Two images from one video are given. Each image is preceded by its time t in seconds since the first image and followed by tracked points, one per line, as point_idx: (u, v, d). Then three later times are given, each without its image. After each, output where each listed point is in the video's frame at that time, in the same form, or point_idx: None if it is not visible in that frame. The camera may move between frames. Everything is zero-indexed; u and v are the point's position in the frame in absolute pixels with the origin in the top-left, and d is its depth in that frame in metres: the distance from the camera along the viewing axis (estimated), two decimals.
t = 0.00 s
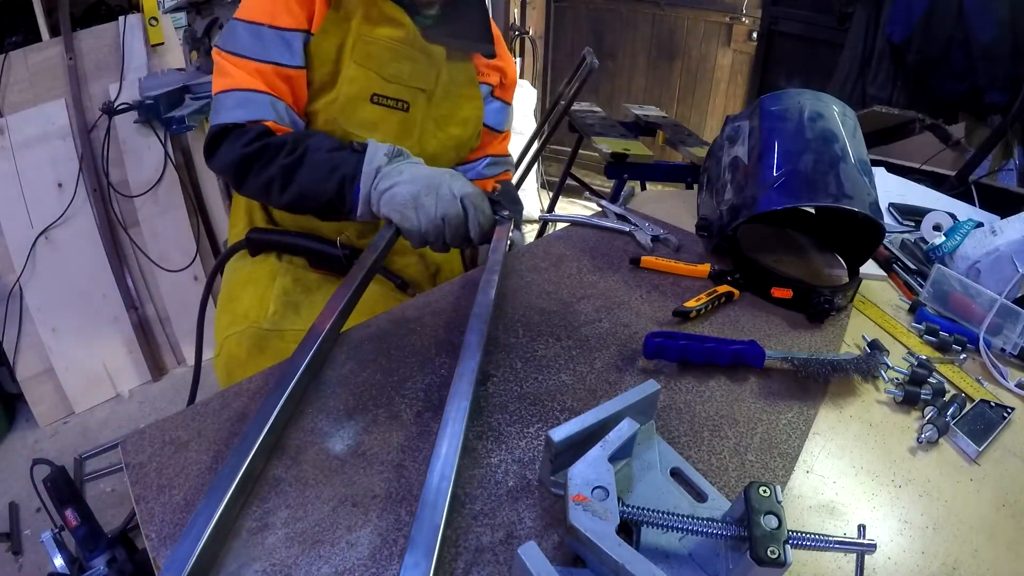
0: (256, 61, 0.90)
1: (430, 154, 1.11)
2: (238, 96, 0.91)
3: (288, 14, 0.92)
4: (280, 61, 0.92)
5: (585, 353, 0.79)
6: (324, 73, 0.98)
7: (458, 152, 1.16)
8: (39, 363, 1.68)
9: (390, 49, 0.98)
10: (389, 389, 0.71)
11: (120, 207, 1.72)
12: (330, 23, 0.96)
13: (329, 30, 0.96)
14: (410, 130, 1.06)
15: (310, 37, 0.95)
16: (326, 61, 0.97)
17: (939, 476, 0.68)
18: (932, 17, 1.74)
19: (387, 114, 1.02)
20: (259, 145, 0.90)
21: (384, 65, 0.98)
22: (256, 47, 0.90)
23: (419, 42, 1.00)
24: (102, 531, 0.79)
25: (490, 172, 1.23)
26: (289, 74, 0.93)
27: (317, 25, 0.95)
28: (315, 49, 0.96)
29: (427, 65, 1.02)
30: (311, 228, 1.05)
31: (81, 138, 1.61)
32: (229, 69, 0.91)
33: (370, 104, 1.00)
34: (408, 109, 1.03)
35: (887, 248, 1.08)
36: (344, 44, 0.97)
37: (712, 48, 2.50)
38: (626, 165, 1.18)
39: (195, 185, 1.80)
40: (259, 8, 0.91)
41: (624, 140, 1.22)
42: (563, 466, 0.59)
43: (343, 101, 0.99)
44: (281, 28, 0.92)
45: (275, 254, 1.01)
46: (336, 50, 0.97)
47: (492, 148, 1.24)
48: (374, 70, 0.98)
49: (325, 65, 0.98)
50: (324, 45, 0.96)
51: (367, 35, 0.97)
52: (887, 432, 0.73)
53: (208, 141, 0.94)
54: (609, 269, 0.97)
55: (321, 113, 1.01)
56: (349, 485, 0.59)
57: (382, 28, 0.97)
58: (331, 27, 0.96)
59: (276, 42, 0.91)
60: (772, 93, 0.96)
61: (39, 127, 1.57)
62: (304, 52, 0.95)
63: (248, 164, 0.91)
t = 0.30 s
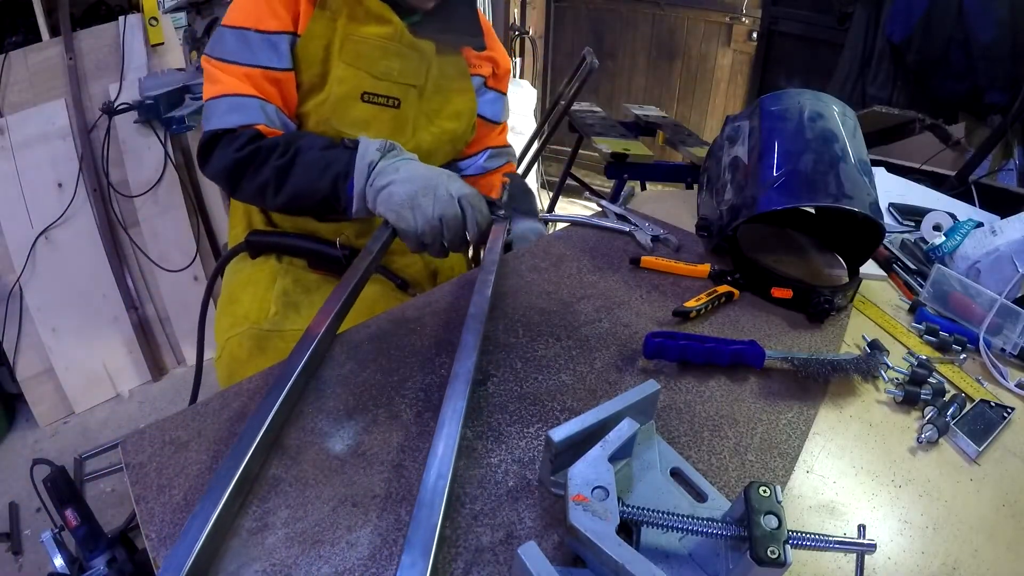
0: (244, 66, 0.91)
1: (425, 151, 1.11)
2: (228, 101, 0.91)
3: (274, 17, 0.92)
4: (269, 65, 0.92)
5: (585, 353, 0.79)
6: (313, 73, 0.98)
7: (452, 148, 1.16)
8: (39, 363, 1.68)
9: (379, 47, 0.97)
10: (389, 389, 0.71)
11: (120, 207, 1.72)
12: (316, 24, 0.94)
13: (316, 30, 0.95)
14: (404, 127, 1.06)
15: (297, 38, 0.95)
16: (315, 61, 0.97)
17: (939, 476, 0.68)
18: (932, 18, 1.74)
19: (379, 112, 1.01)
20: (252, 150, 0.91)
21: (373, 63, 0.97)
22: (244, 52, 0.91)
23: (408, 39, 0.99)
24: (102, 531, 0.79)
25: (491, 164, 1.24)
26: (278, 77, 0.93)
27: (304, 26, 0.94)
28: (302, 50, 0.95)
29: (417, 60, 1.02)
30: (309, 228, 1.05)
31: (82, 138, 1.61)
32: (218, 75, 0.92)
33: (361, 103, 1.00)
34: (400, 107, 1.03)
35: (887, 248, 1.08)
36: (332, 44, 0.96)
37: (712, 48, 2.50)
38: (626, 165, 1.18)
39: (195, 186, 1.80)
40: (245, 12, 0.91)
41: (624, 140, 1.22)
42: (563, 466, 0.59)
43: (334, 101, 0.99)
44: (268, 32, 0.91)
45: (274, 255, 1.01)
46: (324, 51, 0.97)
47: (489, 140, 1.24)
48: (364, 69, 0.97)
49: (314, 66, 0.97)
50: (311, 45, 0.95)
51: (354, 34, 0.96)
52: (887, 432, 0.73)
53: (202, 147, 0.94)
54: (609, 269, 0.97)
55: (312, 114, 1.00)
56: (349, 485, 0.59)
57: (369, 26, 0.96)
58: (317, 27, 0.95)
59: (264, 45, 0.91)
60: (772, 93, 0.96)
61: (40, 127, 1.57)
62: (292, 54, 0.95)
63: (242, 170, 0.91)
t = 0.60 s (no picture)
0: (237, 76, 0.91)
1: (424, 151, 1.11)
2: (223, 110, 0.91)
3: (264, 24, 0.91)
4: (262, 73, 0.91)
5: (585, 353, 0.79)
6: (309, 79, 0.98)
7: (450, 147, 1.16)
8: (39, 363, 1.68)
9: (373, 49, 0.97)
10: (389, 389, 0.71)
11: (120, 207, 1.72)
12: (308, 29, 0.94)
13: (309, 34, 0.94)
14: (401, 129, 1.06)
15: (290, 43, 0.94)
16: (310, 66, 0.96)
17: (939, 476, 0.68)
18: (932, 18, 1.74)
19: (376, 114, 1.02)
20: (248, 157, 0.91)
21: (368, 65, 0.97)
22: (235, 61, 0.90)
23: (401, 39, 0.99)
24: (102, 531, 0.79)
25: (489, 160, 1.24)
26: (271, 85, 0.93)
27: (296, 30, 0.94)
28: (296, 55, 0.95)
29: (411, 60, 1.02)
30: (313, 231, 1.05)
31: (82, 138, 1.61)
32: (213, 85, 0.91)
33: (358, 105, 1.00)
34: (396, 108, 1.03)
35: (888, 248, 1.08)
36: (326, 47, 0.96)
37: (712, 48, 2.50)
38: (627, 165, 1.19)
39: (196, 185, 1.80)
40: (235, 21, 0.91)
41: (624, 140, 1.22)
42: (563, 466, 0.59)
43: (331, 104, 0.99)
44: (259, 40, 0.91)
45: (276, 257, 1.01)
46: (318, 57, 0.96)
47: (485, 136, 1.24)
48: (359, 72, 0.97)
49: (308, 71, 0.97)
50: (305, 50, 0.95)
51: (348, 37, 0.96)
52: (887, 432, 0.73)
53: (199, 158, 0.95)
54: (609, 270, 0.97)
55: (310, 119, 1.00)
56: (349, 485, 0.59)
57: (363, 28, 0.96)
58: (310, 32, 0.94)
59: (255, 53, 0.91)
60: (772, 93, 0.96)
61: (40, 127, 1.57)
62: (284, 61, 0.94)
63: (242, 172, 0.91)
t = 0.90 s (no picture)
0: (202, 97, 0.92)
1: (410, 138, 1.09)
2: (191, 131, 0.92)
3: (221, 43, 0.92)
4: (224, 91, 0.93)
5: (586, 353, 0.79)
6: (276, 86, 0.99)
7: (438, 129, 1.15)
8: (39, 363, 1.68)
9: (334, 42, 0.96)
10: (389, 389, 0.71)
11: (120, 207, 1.72)
12: (268, 34, 0.95)
13: (268, 37, 0.95)
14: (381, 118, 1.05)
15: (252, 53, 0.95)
16: (275, 71, 0.98)
17: (939, 476, 0.68)
18: (932, 18, 1.74)
19: (351, 108, 1.01)
20: (215, 171, 0.89)
21: (334, 61, 0.97)
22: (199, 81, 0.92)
23: (362, 27, 0.97)
24: (102, 531, 0.79)
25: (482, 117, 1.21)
26: (234, 101, 0.94)
27: (256, 42, 0.94)
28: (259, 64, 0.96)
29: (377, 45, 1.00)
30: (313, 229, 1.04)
31: (82, 138, 1.61)
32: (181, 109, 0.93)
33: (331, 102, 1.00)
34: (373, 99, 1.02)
35: (888, 248, 1.08)
36: (289, 49, 0.97)
37: (713, 48, 2.50)
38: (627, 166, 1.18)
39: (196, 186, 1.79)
40: (195, 44, 0.92)
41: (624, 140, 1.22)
42: (563, 466, 0.59)
43: (304, 105, 1.00)
44: (221, 58, 0.92)
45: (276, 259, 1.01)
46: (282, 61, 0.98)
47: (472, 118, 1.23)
48: (325, 69, 0.98)
49: (276, 77, 0.99)
50: (267, 55, 0.96)
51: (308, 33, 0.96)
52: (887, 431, 0.73)
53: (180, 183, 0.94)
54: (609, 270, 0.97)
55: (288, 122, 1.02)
56: (349, 485, 0.59)
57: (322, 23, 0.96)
58: (270, 37, 0.95)
59: (217, 71, 0.92)
60: (772, 93, 0.96)
61: (40, 127, 1.57)
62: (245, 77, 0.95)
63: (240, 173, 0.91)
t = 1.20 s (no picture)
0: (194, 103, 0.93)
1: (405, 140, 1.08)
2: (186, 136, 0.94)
3: (212, 49, 0.92)
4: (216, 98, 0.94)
5: (586, 353, 0.79)
6: (269, 87, 0.97)
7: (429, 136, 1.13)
8: (39, 363, 1.68)
9: (328, 41, 0.95)
10: (388, 389, 0.71)
11: (120, 207, 1.72)
12: (261, 37, 0.94)
13: (262, 40, 0.94)
14: (378, 117, 1.03)
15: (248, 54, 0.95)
16: (269, 75, 0.96)
17: (939, 476, 0.68)
18: (932, 18, 1.74)
19: (348, 108, 1.00)
20: (210, 180, 0.93)
21: (329, 62, 0.96)
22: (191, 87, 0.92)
23: (356, 26, 0.97)
24: (102, 531, 0.79)
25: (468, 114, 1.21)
26: (227, 108, 0.95)
27: (247, 47, 0.94)
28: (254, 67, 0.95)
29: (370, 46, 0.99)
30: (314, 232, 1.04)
31: (82, 138, 1.61)
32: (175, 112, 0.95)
33: (327, 102, 0.99)
34: (370, 99, 1.01)
35: (887, 248, 1.08)
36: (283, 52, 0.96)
37: (713, 48, 2.50)
38: (627, 165, 1.18)
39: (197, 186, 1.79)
40: (186, 49, 0.92)
41: (625, 140, 1.22)
42: (563, 466, 0.59)
43: (301, 107, 0.98)
44: (213, 65, 0.92)
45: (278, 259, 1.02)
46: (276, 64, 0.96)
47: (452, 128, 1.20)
48: (321, 70, 0.96)
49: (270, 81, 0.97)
50: (260, 59, 0.95)
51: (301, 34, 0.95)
52: (887, 431, 0.73)
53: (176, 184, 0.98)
54: (609, 270, 0.97)
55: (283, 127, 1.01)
56: (349, 485, 0.59)
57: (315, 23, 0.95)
58: (263, 40, 0.94)
59: (209, 77, 0.92)
60: (772, 93, 0.95)
61: (40, 127, 1.57)
62: (236, 81, 0.95)
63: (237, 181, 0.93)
